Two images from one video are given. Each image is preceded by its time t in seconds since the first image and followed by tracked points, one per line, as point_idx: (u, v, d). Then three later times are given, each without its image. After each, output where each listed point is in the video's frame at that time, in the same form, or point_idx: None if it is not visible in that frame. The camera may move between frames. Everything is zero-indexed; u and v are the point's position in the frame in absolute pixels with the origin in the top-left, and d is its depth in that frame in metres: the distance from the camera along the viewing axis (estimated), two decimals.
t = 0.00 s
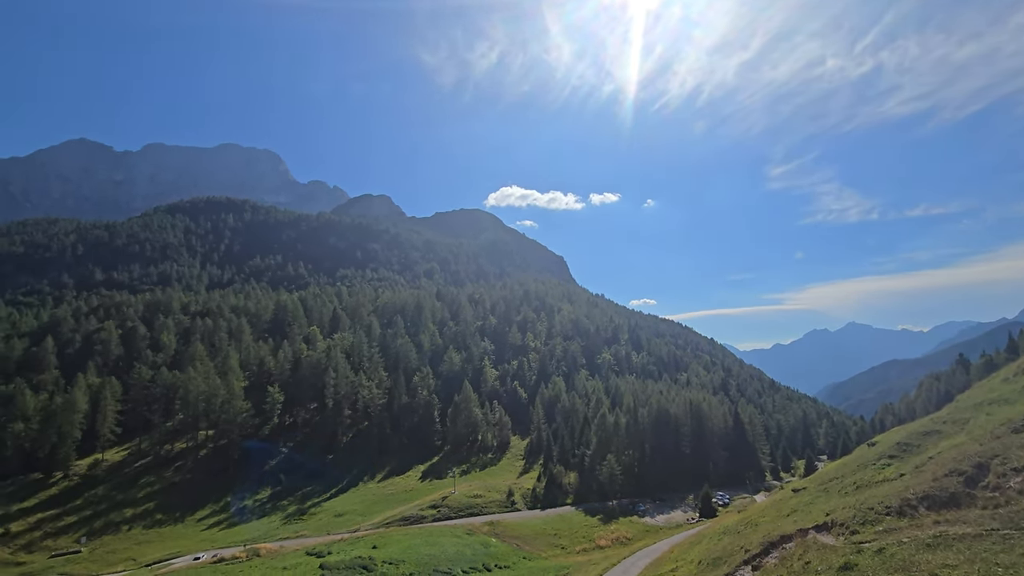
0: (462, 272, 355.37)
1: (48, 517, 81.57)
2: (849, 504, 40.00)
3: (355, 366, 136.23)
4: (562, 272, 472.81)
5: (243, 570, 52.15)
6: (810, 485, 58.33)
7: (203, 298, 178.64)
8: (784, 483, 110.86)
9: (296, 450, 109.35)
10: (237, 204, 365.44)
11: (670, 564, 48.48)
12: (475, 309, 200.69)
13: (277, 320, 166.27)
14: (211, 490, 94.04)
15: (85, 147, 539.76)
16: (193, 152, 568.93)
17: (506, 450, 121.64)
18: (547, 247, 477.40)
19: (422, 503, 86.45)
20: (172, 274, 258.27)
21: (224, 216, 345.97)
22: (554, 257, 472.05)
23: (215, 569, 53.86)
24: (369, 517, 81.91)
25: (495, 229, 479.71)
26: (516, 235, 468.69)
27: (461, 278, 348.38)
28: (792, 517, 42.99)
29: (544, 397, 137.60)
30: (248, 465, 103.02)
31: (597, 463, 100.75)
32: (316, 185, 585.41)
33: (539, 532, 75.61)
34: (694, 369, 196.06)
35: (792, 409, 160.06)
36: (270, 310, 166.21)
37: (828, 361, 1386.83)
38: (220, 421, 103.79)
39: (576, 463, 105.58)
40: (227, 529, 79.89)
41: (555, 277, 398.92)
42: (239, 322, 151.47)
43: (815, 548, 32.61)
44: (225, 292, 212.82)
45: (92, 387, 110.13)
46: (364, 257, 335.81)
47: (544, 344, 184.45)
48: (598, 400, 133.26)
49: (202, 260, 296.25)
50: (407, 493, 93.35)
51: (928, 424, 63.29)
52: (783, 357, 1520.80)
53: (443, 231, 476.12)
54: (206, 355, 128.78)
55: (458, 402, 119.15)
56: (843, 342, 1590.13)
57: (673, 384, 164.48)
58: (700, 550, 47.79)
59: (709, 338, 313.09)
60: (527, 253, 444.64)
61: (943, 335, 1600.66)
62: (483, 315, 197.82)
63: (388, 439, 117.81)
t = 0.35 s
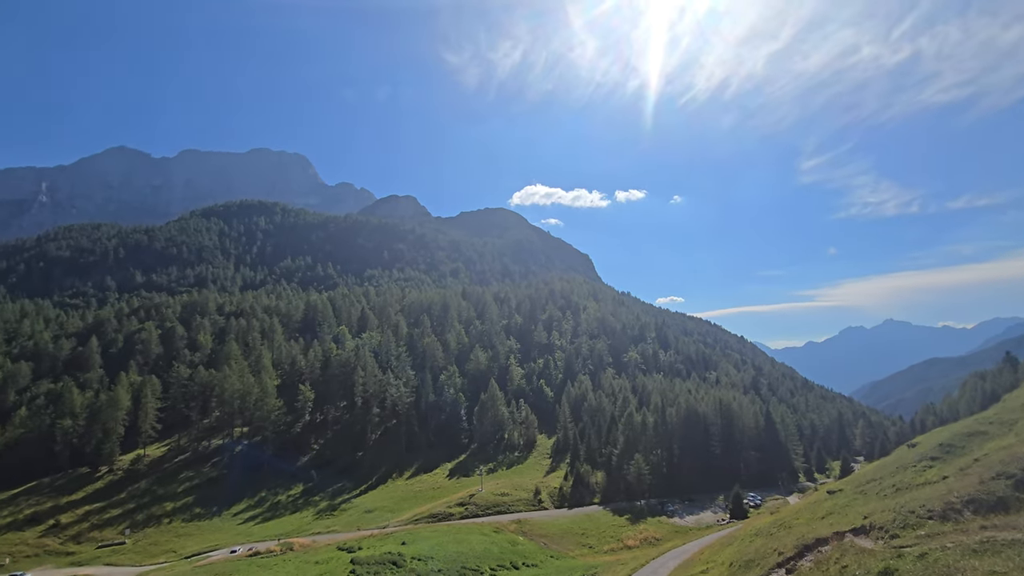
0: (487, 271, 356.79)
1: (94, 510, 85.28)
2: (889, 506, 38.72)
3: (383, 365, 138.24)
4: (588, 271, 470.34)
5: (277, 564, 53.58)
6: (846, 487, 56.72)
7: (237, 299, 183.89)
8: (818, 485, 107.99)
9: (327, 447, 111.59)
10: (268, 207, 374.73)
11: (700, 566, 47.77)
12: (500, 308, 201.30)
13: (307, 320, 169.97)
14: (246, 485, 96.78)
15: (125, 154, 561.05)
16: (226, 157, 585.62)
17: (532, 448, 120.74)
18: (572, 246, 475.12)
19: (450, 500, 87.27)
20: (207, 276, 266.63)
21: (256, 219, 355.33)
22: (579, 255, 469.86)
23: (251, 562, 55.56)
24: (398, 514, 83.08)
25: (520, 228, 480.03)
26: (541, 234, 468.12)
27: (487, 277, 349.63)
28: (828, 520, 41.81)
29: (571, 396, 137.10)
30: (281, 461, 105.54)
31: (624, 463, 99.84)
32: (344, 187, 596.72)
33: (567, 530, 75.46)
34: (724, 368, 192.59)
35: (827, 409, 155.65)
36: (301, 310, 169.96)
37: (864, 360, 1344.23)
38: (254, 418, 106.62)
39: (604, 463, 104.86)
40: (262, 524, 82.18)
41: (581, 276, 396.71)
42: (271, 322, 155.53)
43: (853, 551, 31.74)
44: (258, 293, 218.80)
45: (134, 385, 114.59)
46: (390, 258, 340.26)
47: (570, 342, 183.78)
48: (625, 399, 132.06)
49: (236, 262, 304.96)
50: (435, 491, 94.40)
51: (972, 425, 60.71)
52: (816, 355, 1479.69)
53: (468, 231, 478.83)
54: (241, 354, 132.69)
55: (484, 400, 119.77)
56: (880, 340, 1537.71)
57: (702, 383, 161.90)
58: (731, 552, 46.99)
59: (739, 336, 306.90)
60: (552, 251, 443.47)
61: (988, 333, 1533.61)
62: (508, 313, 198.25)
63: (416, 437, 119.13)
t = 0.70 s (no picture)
0: (511, 269, 357.37)
1: (135, 501, 88.66)
2: (929, 510, 37.40)
3: (409, 362, 139.90)
4: (613, 268, 466.57)
5: (309, 556, 54.83)
6: (883, 490, 54.99)
7: (268, 298, 188.32)
8: (852, 487, 105.04)
9: (355, 443, 113.35)
10: (296, 207, 382.47)
11: (729, 567, 47.05)
12: (525, 306, 201.25)
13: (335, 318, 173.00)
14: (278, 479, 99.23)
15: (161, 158, 579.67)
16: (257, 159, 599.99)
17: (558, 446, 120.79)
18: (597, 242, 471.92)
19: (475, 497, 87.95)
20: (240, 275, 273.91)
21: (285, 219, 363.00)
22: (604, 252, 466.28)
23: (282, 554, 56.97)
24: (425, 509, 84.06)
25: (544, 225, 478.85)
26: (565, 231, 466.20)
27: (511, 275, 350.01)
28: (863, 523, 40.65)
29: (596, 394, 136.31)
30: (311, 456, 107.87)
31: (651, 461, 98.89)
32: (370, 186, 605.73)
33: (593, 529, 75.20)
34: (753, 366, 188.81)
35: (862, 408, 150.91)
36: (329, 308, 173.10)
37: (901, 358, 1300.35)
38: (285, 414, 109.13)
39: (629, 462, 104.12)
40: (293, 516, 84.24)
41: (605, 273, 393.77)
42: (300, 320, 159.03)
43: (890, 556, 30.84)
44: (288, 291, 223.93)
45: (171, 381, 118.70)
46: (416, 256, 343.71)
47: (595, 340, 182.66)
48: (651, 398, 130.58)
49: (266, 261, 312.44)
50: (461, 487, 95.13)
51: (1019, 427, 58.01)
52: (849, 353, 1437.76)
53: (492, 228, 480.23)
54: (272, 351, 136.07)
55: (509, 398, 120.00)
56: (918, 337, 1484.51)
57: (730, 382, 158.95)
58: (762, 553, 46.15)
59: (768, 334, 300.21)
60: (576, 249, 441.27)
61: None
62: (533, 311, 198.03)
63: (442, 433, 120.16)
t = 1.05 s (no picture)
0: (537, 267, 357.08)
1: (175, 492, 92.05)
2: (973, 514, 35.93)
3: (436, 359, 141.33)
4: (640, 264, 461.44)
5: (339, 548, 56.00)
6: (923, 493, 52.96)
7: (299, 295, 192.61)
8: (890, 489, 101.64)
9: (383, 438, 115.24)
10: (325, 207, 389.79)
11: (760, 569, 46.18)
12: (550, 303, 200.77)
13: (364, 315, 175.84)
14: (309, 472, 101.60)
15: (196, 160, 597.46)
16: (287, 160, 613.52)
17: (584, 443, 120.50)
18: (623, 239, 467.52)
19: (502, 493, 88.39)
20: (272, 274, 281.10)
21: (315, 219, 370.41)
22: (631, 249, 461.41)
23: (313, 546, 58.31)
24: (452, 504, 84.91)
25: (569, 221, 476.60)
26: (591, 227, 463.02)
27: (537, 272, 349.73)
28: (903, 526, 39.30)
29: (622, 391, 135.29)
30: (341, 451, 110.07)
31: (679, 460, 97.63)
32: (397, 185, 613.07)
33: (620, 527, 74.77)
34: (785, 364, 184.36)
35: (901, 408, 145.83)
36: (358, 306, 176.08)
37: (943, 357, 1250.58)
38: (316, 409, 111.53)
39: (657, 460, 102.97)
40: (324, 509, 86.22)
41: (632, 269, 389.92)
42: (330, 317, 162.30)
43: (931, 561, 29.81)
44: (318, 289, 228.77)
45: (207, 376, 122.65)
46: (442, 254, 346.56)
47: (621, 337, 181.01)
48: (679, 395, 128.70)
49: (297, 260, 319.63)
50: (488, 483, 95.67)
51: None
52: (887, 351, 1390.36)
53: (517, 226, 480.65)
54: (303, 348, 139.21)
55: (535, 395, 119.94)
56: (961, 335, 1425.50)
57: (761, 380, 155.51)
58: (794, 556, 45.18)
59: (801, 331, 292.74)
60: (602, 245, 438.06)
61: None
62: (559, 308, 197.40)
63: (468, 430, 121.08)
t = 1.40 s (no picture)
0: (562, 265, 355.98)
1: (211, 486, 95.02)
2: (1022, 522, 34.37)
3: (462, 358, 142.27)
4: (666, 262, 455.37)
5: (368, 544, 56.91)
6: (968, 499, 50.82)
7: (328, 295, 196.32)
8: (931, 494, 97.98)
9: (411, 435, 116.58)
10: (353, 208, 396.33)
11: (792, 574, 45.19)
12: (576, 302, 199.81)
13: (391, 315, 178.18)
14: (339, 468, 103.70)
15: (229, 164, 614.21)
16: (316, 162, 625.99)
17: (611, 443, 119.68)
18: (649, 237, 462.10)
19: (528, 492, 88.49)
20: (302, 274, 287.44)
21: (343, 220, 377.01)
22: (657, 247, 455.82)
23: (344, 542, 59.54)
24: (478, 503, 85.40)
25: (595, 220, 473.52)
26: (617, 226, 459.00)
27: (562, 271, 348.55)
28: (946, 533, 37.88)
29: (650, 391, 133.79)
30: (370, 448, 111.88)
31: (708, 462, 96.02)
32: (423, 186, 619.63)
33: (648, 528, 73.95)
34: (818, 363, 179.40)
35: (942, 410, 140.33)
36: (385, 306, 178.61)
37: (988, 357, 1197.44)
38: (346, 407, 113.39)
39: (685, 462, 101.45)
40: (354, 505, 87.80)
41: (658, 268, 385.15)
42: (358, 317, 165.03)
43: (977, 570, 28.74)
44: (347, 289, 232.86)
45: (241, 374, 126.18)
46: (467, 253, 348.64)
47: (648, 336, 178.92)
48: (708, 395, 126.55)
49: (326, 261, 325.95)
50: (514, 482, 95.88)
51: None
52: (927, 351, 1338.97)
53: (542, 225, 480.24)
54: (332, 347, 141.97)
55: (561, 394, 119.55)
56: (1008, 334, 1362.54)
57: (793, 380, 151.81)
58: (829, 561, 44.05)
59: (835, 330, 284.38)
60: (628, 243, 433.91)
61: None
62: (584, 307, 196.31)
63: (494, 428, 121.51)
